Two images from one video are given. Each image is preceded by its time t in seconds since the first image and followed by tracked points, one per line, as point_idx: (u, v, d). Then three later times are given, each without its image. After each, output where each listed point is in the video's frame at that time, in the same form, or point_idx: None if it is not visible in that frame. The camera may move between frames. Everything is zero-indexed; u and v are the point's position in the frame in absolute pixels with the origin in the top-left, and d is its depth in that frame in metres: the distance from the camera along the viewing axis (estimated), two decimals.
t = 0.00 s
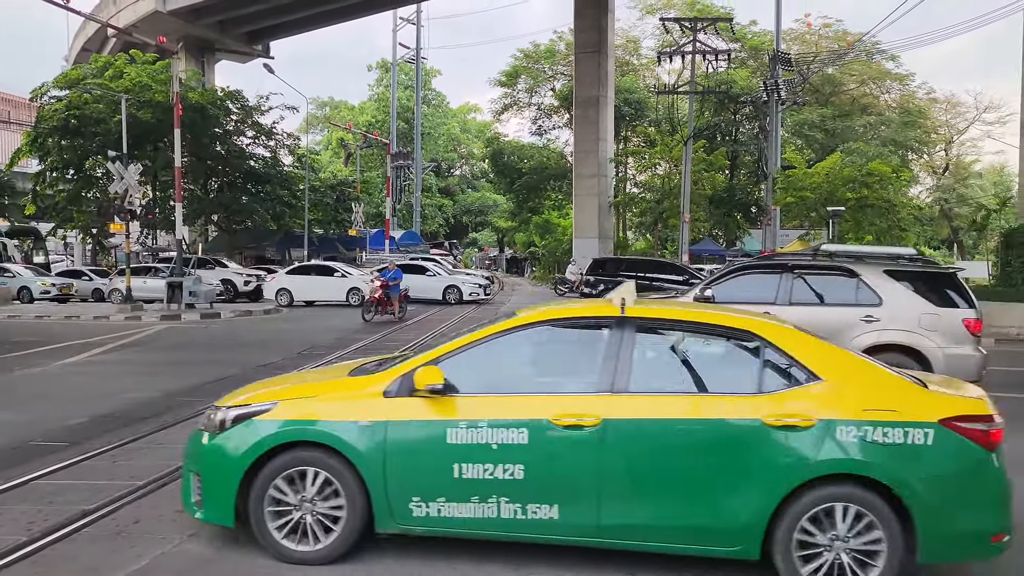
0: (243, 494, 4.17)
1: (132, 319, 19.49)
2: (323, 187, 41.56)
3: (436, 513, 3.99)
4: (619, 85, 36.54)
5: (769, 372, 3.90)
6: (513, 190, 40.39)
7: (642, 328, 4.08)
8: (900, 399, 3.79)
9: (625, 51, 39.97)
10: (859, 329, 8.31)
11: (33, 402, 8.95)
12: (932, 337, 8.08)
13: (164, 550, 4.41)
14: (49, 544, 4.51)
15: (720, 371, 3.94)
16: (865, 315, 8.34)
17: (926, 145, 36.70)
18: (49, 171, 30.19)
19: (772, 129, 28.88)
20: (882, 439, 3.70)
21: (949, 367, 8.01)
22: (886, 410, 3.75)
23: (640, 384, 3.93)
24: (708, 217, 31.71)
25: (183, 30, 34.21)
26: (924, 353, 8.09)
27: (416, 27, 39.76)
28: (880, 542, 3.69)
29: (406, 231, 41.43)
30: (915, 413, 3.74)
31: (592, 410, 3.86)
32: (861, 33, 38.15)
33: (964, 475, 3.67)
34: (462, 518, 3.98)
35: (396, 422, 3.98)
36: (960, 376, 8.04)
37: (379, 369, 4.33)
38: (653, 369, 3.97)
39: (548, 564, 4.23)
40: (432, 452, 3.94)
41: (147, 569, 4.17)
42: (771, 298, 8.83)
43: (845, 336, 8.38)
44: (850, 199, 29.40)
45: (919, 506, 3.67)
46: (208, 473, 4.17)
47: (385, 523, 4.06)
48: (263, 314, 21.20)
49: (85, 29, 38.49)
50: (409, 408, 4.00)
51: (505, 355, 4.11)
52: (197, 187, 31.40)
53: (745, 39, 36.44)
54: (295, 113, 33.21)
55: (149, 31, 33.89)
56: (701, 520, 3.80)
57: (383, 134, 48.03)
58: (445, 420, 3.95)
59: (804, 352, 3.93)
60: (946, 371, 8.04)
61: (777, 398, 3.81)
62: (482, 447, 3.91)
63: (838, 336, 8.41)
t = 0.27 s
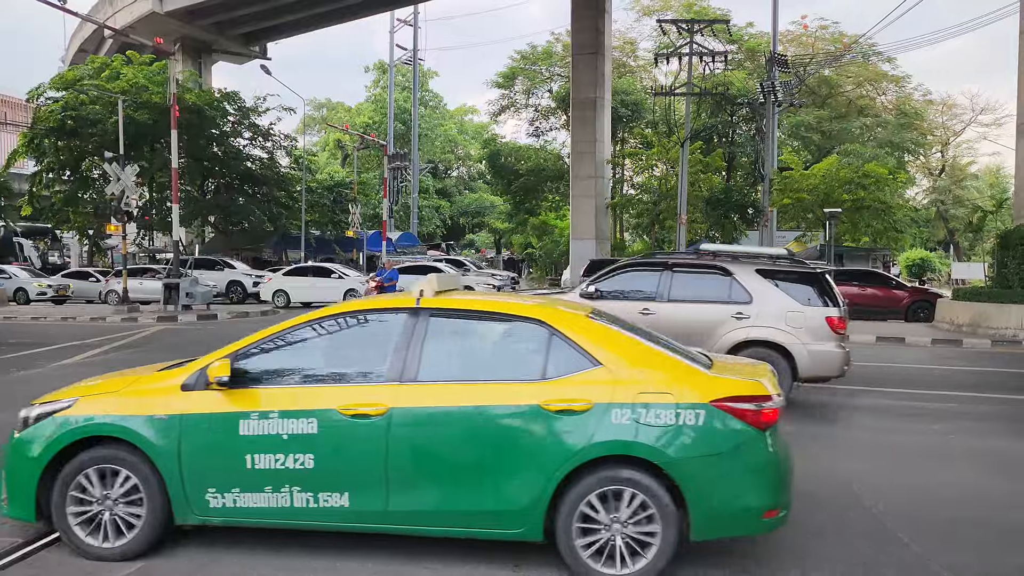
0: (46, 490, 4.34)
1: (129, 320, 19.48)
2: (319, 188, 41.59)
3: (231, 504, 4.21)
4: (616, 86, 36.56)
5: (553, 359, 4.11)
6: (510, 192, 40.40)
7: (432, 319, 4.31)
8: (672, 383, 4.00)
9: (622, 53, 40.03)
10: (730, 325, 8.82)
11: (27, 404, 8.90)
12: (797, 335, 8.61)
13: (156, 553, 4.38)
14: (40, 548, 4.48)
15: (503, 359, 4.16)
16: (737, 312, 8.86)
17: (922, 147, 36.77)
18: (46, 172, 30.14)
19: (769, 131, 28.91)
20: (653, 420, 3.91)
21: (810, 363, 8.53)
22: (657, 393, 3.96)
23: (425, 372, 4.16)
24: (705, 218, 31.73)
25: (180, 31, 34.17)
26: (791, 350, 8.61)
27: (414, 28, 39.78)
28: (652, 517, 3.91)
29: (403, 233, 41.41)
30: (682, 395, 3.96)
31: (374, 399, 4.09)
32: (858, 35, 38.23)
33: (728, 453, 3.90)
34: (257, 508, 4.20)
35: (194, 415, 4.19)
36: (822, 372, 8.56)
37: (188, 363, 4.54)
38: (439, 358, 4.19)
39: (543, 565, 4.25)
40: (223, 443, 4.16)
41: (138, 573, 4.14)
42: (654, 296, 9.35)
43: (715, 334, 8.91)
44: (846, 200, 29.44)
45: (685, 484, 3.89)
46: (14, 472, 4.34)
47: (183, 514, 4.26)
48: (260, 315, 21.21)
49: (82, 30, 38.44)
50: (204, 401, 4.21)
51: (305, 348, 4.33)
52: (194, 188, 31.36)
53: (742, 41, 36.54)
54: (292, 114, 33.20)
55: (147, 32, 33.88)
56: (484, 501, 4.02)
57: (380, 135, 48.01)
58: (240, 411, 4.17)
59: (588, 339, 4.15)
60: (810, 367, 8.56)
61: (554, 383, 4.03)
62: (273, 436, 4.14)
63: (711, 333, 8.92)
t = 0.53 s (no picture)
0: None
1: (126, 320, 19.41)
2: (317, 189, 41.62)
3: (41, 500, 4.22)
4: (614, 88, 36.58)
5: (356, 349, 4.16)
6: (508, 193, 40.41)
7: (245, 315, 4.33)
8: (476, 373, 4.04)
9: (620, 54, 40.06)
10: (614, 318, 9.16)
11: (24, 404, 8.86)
12: (676, 324, 8.98)
13: (153, 554, 4.32)
14: (38, 546, 4.41)
15: (308, 352, 4.20)
16: (620, 304, 9.20)
17: (919, 149, 36.84)
18: (43, 173, 30.09)
19: (766, 132, 28.96)
20: (449, 411, 3.95)
21: (688, 351, 8.91)
22: (457, 382, 4.00)
23: (231, 363, 4.20)
24: (702, 219, 31.74)
25: (177, 32, 34.14)
26: (670, 339, 8.98)
27: (411, 29, 39.79)
28: (451, 506, 3.97)
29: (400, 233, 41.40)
30: (483, 385, 4.00)
31: (181, 394, 4.12)
32: (855, 37, 38.30)
33: (526, 441, 3.95)
34: (66, 504, 4.22)
35: (7, 412, 4.20)
36: (700, 359, 8.95)
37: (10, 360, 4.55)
38: (250, 349, 4.23)
39: (541, 566, 4.23)
40: (32, 439, 4.16)
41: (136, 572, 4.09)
42: (544, 290, 9.66)
43: (602, 325, 9.25)
44: (844, 202, 29.48)
45: (483, 472, 3.94)
46: None
47: None
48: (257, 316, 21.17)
49: (79, 30, 38.37)
50: (16, 398, 4.22)
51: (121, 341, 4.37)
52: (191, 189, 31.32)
53: (739, 42, 36.60)
54: (290, 115, 33.20)
55: (144, 33, 33.88)
56: (289, 491, 4.05)
57: (378, 136, 47.97)
58: (51, 407, 4.18)
59: (394, 331, 4.21)
60: (689, 355, 8.94)
61: (353, 375, 4.07)
62: (80, 434, 4.16)
63: (596, 325, 9.27)
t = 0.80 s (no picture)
0: None
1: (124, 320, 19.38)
2: (315, 190, 41.67)
3: None
4: (612, 89, 36.59)
5: (178, 344, 4.08)
6: (506, 194, 40.40)
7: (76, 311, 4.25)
8: (290, 365, 3.95)
9: (619, 55, 40.11)
10: (506, 313, 9.15)
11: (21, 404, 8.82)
12: (566, 318, 9.00)
13: (151, 555, 4.29)
14: (36, 546, 4.38)
15: (134, 344, 4.11)
16: (513, 300, 9.20)
17: (917, 150, 36.90)
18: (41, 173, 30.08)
19: (764, 134, 29.00)
20: (262, 405, 3.87)
21: (579, 344, 8.94)
22: (270, 376, 3.92)
23: (56, 359, 4.12)
24: (700, 220, 31.74)
25: (175, 33, 34.12)
26: (561, 333, 9.01)
27: (409, 30, 39.82)
28: (267, 499, 3.91)
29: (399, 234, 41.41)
30: (298, 377, 3.92)
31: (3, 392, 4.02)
32: (854, 38, 38.38)
33: (342, 434, 3.87)
34: None
35: None
36: (590, 351, 8.99)
37: None
38: (74, 346, 4.15)
39: (539, 567, 4.20)
40: None
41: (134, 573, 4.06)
42: (440, 286, 9.60)
43: (495, 320, 9.26)
44: (842, 203, 29.52)
45: (297, 464, 3.87)
46: None
47: None
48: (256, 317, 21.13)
49: (77, 31, 38.35)
50: None
51: None
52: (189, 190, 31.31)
53: (738, 43, 36.67)
54: (288, 116, 33.20)
55: (143, 34, 33.88)
56: (105, 490, 3.95)
57: (377, 137, 47.96)
58: None
59: (212, 325, 4.11)
60: (580, 348, 8.97)
61: (170, 371, 3.98)
62: None
63: (490, 321, 9.25)
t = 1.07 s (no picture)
0: None
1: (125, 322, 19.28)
2: (314, 191, 41.76)
3: None
4: (612, 90, 36.60)
5: (20, 349, 4.32)
6: (505, 196, 40.41)
7: None
8: (124, 368, 4.20)
9: (618, 57, 40.14)
10: (409, 312, 9.74)
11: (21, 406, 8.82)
12: (464, 317, 9.66)
13: (155, 556, 4.31)
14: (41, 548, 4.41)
15: None
16: (415, 300, 9.81)
17: (916, 152, 36.94)
18: (40, 174, 30.08)
19: (764, 135, 29.00)
20: (92, 407, 4.13)
21: (477, 343, 9.59)
22: (104, 378, 4.17)
23: None
24: (700, 222, 31.80)
25: (174, 34, 34.11)
26: (459, 332, 9.65)
27: (409, 32, 39.85)
28: (95, 497, 4.14)
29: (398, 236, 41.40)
30: (128, 380, 4.17)
31: None
32: (853, 40, 38.43)
33: (167, 437, 4.14)
34: None
35: None
36: (488, 349, 9.65)
37: None
38: None
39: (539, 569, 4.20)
40: None
41: (141, 573, 4.08)
42: (347, 289, 10.11)
43: (399, 321, 9.83)
44: (841, 204, 29.54)
45: (125, 464, 4.13)
46: None
47: None
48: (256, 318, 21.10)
49: (77, 32, 38.35)
50: None
51: None
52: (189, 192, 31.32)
53: (737, 45, 36.72)
54: (288, 117, 33.21)
55: (142, 35, 33.89)
56: None
57: (376, 138, 47.96)
58: None
59: (54, 329, 4.35)
60: (477, 345, 9.64)
61: (8, 373, 4.23)
62: None
63: (393, 320, 9.84)
